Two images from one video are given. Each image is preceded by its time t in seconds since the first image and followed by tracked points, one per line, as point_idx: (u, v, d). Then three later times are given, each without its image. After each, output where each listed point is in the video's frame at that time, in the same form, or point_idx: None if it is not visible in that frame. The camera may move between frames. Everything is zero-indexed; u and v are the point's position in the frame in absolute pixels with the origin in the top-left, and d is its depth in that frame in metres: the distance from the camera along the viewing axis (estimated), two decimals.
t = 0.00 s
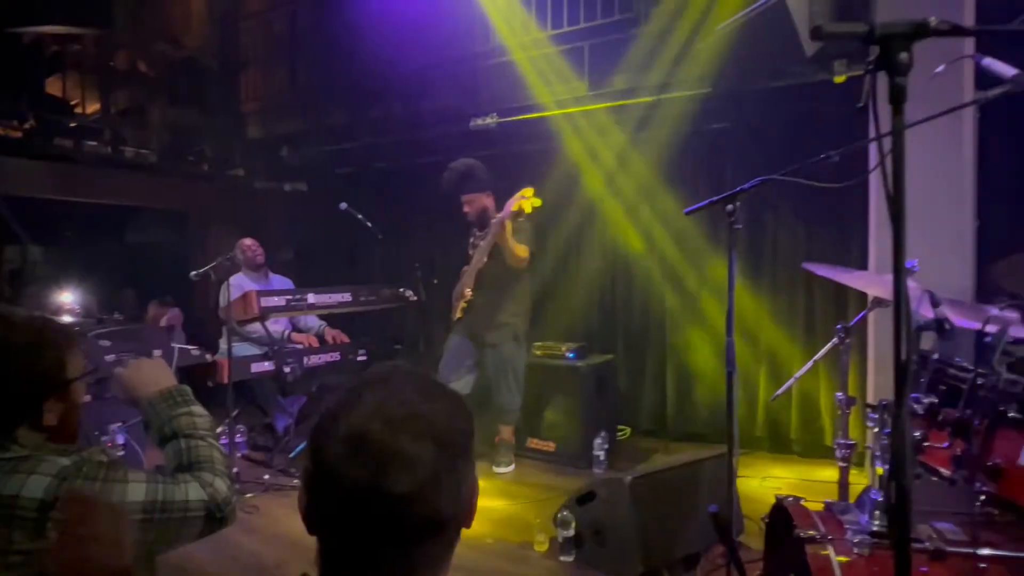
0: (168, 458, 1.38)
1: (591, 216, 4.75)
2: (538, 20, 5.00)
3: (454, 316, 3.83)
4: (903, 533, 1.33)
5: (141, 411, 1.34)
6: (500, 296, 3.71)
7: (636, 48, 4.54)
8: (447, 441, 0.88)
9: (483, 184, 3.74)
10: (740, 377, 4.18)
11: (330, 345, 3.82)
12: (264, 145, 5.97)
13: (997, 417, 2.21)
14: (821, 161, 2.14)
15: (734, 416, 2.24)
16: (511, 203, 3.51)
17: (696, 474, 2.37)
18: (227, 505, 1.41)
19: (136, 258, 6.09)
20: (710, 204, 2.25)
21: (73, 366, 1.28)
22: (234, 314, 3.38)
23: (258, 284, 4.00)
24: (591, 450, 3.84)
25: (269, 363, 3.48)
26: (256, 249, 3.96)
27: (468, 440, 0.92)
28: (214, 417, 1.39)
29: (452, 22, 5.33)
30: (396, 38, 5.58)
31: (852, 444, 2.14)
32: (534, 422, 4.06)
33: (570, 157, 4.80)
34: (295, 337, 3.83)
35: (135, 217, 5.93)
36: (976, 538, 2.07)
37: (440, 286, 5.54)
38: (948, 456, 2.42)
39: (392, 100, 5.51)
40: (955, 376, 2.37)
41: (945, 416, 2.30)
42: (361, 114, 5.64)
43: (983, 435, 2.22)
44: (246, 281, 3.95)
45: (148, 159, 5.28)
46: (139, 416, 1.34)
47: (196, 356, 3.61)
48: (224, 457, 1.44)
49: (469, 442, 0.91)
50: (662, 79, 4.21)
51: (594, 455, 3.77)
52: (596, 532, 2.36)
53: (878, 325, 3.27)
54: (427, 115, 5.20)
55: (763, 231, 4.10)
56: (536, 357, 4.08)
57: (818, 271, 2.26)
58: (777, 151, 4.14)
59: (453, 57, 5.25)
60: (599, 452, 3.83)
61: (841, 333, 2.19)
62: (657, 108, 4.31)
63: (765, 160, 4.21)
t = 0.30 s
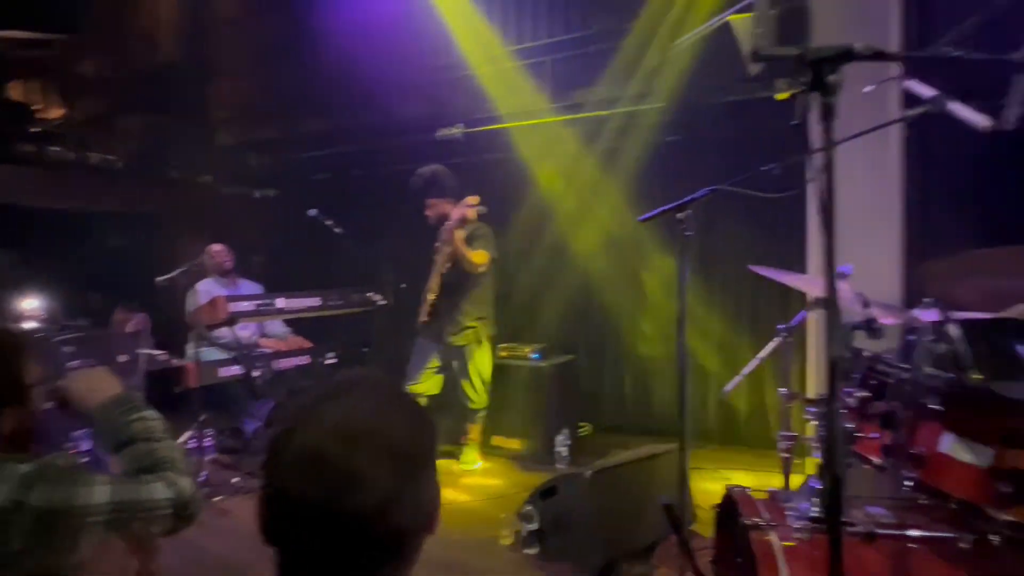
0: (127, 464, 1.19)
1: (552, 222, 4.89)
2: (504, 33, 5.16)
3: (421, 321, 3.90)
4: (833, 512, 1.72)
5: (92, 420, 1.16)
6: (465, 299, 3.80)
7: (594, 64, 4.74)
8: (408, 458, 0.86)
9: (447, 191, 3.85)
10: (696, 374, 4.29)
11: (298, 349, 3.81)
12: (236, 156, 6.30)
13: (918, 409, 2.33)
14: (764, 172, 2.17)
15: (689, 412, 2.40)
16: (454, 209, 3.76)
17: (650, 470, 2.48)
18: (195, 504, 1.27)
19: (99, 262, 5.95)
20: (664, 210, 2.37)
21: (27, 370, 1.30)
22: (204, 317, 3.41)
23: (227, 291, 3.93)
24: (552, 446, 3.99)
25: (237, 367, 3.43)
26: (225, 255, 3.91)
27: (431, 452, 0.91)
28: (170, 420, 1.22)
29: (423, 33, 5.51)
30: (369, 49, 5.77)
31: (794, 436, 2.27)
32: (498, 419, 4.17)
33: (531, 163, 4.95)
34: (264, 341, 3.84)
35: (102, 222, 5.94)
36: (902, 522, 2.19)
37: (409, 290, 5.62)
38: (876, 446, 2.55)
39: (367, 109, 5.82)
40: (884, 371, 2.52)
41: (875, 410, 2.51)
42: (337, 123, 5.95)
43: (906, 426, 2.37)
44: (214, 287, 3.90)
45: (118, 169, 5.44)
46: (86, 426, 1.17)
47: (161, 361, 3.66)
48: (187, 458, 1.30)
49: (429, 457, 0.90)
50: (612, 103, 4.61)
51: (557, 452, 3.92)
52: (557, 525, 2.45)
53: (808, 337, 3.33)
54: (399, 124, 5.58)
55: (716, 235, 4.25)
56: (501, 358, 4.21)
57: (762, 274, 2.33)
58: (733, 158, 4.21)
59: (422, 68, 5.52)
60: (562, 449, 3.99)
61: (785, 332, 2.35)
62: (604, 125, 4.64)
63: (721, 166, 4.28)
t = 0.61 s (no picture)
0: (165, 439, 1.51)
1: (525, 235, 6.03)
2: (477, 78, 6.00)
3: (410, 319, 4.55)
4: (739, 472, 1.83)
5: (134, 403, 1.54)
6: (451, 299, 4.43)
7: (552, 107, 5.55)
8: (399, 433, 0.92)
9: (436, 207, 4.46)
10: (645, 360, 5.06)
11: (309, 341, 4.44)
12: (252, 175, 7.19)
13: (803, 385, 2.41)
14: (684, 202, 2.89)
15: (626, 392, 3.19)
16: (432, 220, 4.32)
17: (597, 438, 3.14)
18: (224, 471, 1.52)
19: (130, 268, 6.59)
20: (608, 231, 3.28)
21: (80, 361, 1.41)
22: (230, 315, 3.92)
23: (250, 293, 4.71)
24: (520, 419, 4.69)
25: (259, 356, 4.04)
26: (251, 265, 4.71)
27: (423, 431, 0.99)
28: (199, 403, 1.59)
29: (407, 78, 6.38)
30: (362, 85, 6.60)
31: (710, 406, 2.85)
32: (478, 398, 4.87)
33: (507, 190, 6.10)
34: (282, 335, 4.47)
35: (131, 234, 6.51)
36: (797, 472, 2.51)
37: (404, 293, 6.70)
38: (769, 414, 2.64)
39: (372, 143, 6.90)
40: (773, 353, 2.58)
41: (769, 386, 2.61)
42: (348, 154, 7.06)
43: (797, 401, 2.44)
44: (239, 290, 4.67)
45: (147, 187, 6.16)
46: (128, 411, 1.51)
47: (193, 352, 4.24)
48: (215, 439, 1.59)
49: (416, 436, 0.96)
50: (569, 140, 5.49)
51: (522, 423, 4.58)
52: (524, 482, 3.07)
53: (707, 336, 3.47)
54: (400, 159, 6.76)
55: (658, 243, 5.04)
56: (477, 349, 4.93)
57: (684, 279, 3.02)
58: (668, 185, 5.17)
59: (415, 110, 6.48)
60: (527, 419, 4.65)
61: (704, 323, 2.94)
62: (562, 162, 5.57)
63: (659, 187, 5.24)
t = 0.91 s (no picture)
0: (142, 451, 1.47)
1: (512, 242, 6.02)
2: (462, 85, 6.07)
3: (400, 323, 4.58)
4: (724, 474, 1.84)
5: (110, 413, 1.50)
6: (440, 304, 4.41)
7: (540, 116, 5.91)
8: (384, 438, 0.93)
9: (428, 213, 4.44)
10: (629, 363, 5.15)
11: (296, 346, 4.41)
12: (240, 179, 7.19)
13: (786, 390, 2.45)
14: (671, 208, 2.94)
15: (615, 396, 3.20)
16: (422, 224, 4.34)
17: (586, 443, 3.14)
18: (203, 482, 1.47)
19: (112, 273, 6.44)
20: (597, 236, 3.35)
21: (54, 369, 1.41)
22: (214, 320, 3.84)
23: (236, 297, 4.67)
24: (509, 423, 4.69)
25: (244, 362, 3.99)
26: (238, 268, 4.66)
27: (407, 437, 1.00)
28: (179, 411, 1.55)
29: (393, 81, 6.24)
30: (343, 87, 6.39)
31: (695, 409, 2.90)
32: (465, 402, 4.86)
33: (496, 195, 6.09)
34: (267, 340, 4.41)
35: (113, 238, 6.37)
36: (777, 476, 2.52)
37: (391, 297, 6.79)
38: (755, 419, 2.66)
39: (366, 147, 7.09)
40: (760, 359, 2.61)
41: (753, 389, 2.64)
42: (342, 160, 7.25)
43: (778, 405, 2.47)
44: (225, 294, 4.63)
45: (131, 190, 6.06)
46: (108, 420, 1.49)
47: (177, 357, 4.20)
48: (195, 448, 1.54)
49: (400, 443, 0.96)
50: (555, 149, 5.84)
51: (510, 427, 4.60)
52: (511, 487, 3.07)
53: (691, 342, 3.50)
54: (392, 163, 6.91)
55: (642, 250, 5.11)
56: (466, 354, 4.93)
57: (671, 285, 3.06)
58: (646, 196, 5.33)
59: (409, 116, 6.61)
60: (515, 425, 4.65)
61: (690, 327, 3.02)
62: (551, 167, 5.66)
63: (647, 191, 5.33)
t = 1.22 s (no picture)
0: (134, 445, 1.45)
1: (506, 237, 6.02)
2: (448, 79, 6.07)
3: (395, 317, 4.56)
4: (715, 467, 1.84)
5: (102, 408, 1.47)
6: (435, 299, 4.41)
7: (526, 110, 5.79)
8: (361, 431, 0.86)
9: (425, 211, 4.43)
10: (622, 357, 5.18)
11: (288, 342, 4.40)
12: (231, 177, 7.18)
13: (778, 382, 2.47)
14: (664, 202, 2.94)
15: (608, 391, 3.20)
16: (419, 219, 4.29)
17: (580, 436, 3.15)
18: (197, 477, 1.47)
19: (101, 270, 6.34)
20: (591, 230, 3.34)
21: (46, 361, 1.37)
22: (206, 317, 3.85)
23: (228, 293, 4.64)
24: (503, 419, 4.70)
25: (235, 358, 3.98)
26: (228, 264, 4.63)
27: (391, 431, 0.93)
28: (173, 407, 1.53)
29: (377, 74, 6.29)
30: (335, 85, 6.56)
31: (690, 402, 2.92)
32: (458, 397, 4.86)
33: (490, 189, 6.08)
34: (258, 336, 4.38)
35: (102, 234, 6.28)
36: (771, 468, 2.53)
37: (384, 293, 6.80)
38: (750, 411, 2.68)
39: (349, 142, 6.71)
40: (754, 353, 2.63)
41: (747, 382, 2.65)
42: (321, 155, 6.85)
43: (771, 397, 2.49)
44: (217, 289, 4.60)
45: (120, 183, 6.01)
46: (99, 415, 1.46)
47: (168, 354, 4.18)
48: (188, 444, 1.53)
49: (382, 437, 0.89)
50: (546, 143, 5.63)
51: (505, 423, 4.58)
52: (505, 481, 3.08)
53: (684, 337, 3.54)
54: (376, 157, 6.50)
55: (635, 244, 5.13)
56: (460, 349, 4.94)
57: (665, 278, 3.06)
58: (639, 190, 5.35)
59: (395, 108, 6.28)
60: (510, 420, 4.64)
61: (683, 321, 3.04)
62: (546, 160, 5.52)
63: (639, 186, 5.38)
